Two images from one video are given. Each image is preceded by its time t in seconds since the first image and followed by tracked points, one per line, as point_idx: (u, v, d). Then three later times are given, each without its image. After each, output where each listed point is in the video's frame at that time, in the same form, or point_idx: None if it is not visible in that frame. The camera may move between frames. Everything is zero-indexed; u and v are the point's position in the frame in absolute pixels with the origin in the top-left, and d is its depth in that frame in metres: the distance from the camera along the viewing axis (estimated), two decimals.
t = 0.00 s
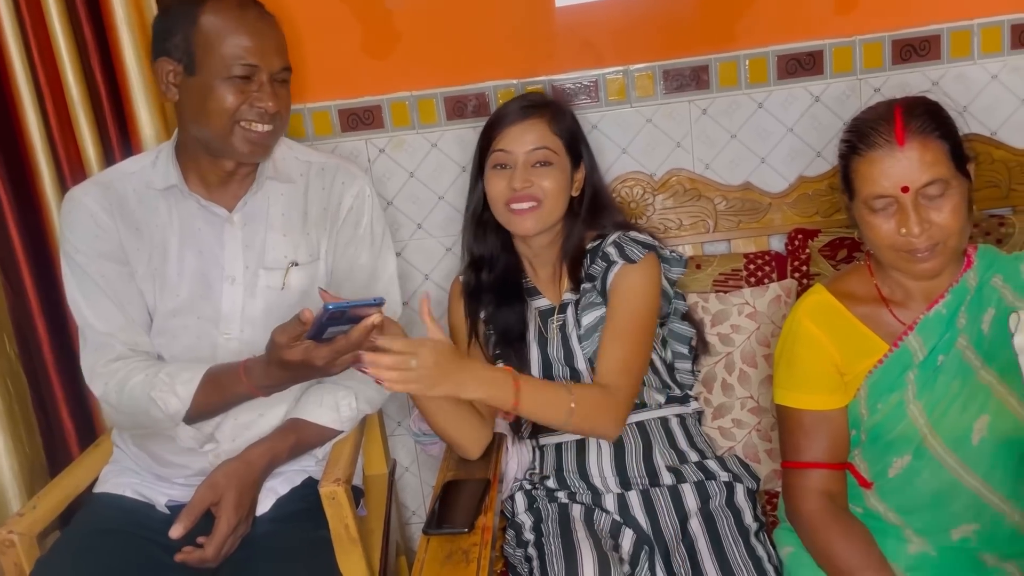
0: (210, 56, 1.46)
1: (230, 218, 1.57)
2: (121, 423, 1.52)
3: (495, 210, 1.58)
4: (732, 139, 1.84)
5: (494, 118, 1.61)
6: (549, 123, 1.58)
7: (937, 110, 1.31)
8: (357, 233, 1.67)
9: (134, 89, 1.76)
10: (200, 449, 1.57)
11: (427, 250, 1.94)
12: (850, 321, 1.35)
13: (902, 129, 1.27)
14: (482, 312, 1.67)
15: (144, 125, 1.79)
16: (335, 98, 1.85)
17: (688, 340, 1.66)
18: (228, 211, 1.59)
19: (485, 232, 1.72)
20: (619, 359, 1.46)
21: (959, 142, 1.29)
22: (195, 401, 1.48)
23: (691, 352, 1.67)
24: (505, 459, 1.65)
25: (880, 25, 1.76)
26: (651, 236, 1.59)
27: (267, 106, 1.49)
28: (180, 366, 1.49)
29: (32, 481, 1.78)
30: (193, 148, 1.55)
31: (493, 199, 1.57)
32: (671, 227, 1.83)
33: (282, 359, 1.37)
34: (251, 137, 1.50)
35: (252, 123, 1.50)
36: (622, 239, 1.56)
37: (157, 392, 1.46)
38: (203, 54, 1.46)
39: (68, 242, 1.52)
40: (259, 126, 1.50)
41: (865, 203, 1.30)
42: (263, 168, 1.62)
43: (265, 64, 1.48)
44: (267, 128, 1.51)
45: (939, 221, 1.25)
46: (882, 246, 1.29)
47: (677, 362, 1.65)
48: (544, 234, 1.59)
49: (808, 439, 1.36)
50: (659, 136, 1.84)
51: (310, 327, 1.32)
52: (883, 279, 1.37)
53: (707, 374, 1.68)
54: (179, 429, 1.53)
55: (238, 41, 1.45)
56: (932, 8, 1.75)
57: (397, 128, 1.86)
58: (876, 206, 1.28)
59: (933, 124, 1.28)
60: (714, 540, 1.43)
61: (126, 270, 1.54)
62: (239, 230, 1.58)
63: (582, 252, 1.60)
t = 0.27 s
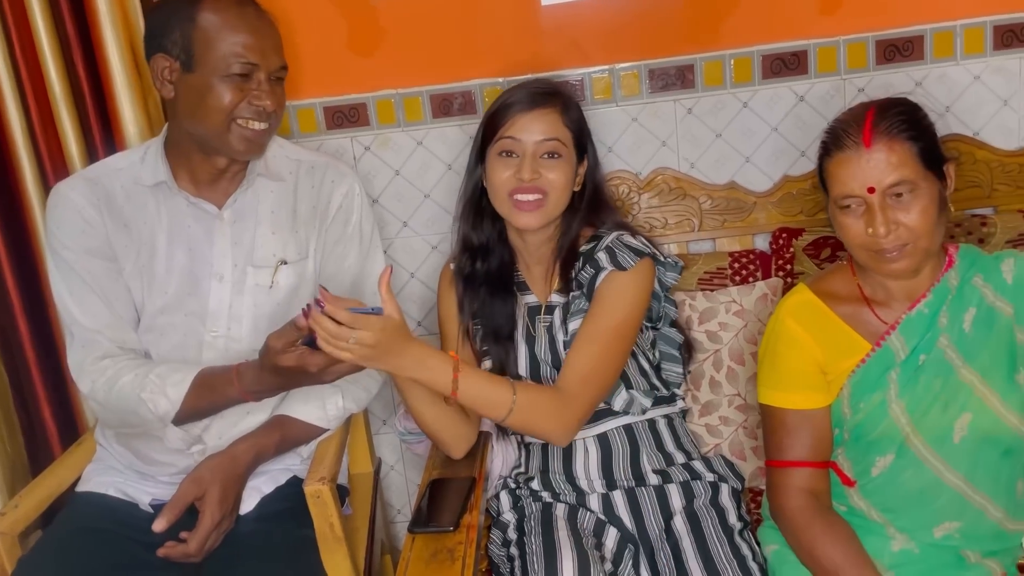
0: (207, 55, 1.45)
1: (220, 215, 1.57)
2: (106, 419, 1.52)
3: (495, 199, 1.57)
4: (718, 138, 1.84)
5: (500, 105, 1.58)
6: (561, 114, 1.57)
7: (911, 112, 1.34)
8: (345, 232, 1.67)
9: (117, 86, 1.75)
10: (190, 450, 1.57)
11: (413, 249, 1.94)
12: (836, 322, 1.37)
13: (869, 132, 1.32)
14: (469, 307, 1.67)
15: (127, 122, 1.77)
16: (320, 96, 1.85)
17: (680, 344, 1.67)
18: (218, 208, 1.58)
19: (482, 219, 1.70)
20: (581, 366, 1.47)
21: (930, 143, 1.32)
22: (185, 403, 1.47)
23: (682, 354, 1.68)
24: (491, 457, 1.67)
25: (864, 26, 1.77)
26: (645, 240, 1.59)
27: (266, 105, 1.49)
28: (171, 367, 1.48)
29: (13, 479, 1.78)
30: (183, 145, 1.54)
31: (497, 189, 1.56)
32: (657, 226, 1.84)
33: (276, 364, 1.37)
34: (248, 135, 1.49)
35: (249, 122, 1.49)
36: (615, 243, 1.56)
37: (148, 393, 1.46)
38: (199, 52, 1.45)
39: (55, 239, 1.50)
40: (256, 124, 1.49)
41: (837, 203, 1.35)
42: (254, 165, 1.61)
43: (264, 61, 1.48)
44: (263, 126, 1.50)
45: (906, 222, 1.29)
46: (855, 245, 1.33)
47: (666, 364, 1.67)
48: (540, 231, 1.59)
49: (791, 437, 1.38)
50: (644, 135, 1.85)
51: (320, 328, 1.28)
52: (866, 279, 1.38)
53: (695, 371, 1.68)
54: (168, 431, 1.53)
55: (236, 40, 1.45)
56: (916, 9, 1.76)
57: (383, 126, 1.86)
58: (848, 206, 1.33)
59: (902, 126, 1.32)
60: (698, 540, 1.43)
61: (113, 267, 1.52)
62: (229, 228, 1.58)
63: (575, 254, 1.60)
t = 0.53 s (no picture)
0: (182, 52, 1.43)
1: (198, 212, 1.56)
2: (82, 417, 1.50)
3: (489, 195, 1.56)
4: (695, 138, 1.85)
5: (499, 99, 1.54)
6: (557, 110, 1.52)
7: (880, 113, 1.36)
8: (324, 230, 1.66)
9: (92, 82, 1.73)
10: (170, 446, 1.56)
11: (391, 247, 1.94)
12: (807, 320, 1.39)
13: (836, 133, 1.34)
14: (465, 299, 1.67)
15: (102, 119, 1.75)
16: (297, 93, 1.84)
17: (667, 348, 1.65)
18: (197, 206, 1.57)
19: (482, 210, 1.68)
20: (587, 374, 1.46)
21: (898, 144, 1.34)
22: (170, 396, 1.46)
23: (668, 360, 1.66)
24: (469, 455, 1.67)
25: (840, 27, 1.78)
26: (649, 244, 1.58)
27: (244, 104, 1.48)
28: (155, 359, 1.47)
29: None
30: (162, 139, 1.52)
31: (490, 184, 1.54)
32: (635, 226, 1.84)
33: (269, 349, 1.35)
34: (224, 133, 1.49)
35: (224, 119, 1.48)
36: (621, 246, 1.55)
37: (133, 384, 1.44)
38: (176, 48, 1.44)
39: (32, 234, 1.48)
40: (232, 121, 1.49)
41: (806, 202, 1.37)
42: (234, 162, 1.60)
43: (239, 59, 1.47)
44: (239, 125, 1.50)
45: (872, 225, 1.31)
46: (822, 245, 1.36)
47: (652, 366, 1.65)
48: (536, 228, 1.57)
49: (765, 436, 1.38)
50: (622, 134, 1.86)
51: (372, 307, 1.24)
52: (838, 279, 1.40)
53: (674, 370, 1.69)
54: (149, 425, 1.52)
55: (212, 37, 1.43)
56: (891, 10, 1.77)
57: (360, 123, 1.85)
58: (816, 206, 1.36)
59: (869, 127, 1.34)
60: (676, 540, 1.44)
61: (92, 263, 1.51)
62: (207, 225, 1.57)
63: (577, 255, 1.59)
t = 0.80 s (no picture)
0: (154, 59, 1.41)
1: (167, 211, 1.54)
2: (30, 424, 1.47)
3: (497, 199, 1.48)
4: (666, 138, 1.86)
5: (495, 99, 1.45)
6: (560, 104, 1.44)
7: (845, 117, 1.37)
8: (297, 228, 1.66)
9: (57, 77, 1.71)
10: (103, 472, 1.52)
11: (361, 245, 1.92)
12: (774, 320, 1.40)
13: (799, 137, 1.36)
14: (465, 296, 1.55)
15: (67, 114, 1.73)
16: (267, 89, 1.82)
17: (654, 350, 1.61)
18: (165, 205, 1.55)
19: (478, 206, 1.57)
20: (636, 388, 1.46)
21: (861, 148, 1.36)
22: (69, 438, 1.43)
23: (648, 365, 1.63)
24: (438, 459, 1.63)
25: (809, 29, 1.80)
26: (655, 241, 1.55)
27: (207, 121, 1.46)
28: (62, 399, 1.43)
29: None
30: (130, 140, 1.49)
31: (497, 186, 1.47)
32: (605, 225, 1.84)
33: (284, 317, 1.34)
34: (187, 145, 1.47)
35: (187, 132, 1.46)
36: (631, 244, 1.52)
37: (29, 423, 1.41)
38: (147, 47, 1.41)
39: None
40: (196, 134, 1.47)
41: (770, 203, 1.40)
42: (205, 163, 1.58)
43: (209, 76, 1.44)
44: (202, 136, 1.47)
45: (832, 228, 1.34)
46: (786, 244, 1.38)
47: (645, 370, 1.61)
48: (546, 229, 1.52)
49: (733, 435, 1.39)
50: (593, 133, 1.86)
51: (512, 321, 1.17)
52: (805, 281, 1.42)
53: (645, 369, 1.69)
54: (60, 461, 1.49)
55: (186, 50, 1.41)
56: (859, 14, 1.79)
57: (331, 120, 1.84)
58: (779, 206, 1.38)
59: (832, 131, 1.36)
60: (647, 539, 1.45)
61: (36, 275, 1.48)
62: (175, 225, 1.55)
63: (585, 254, 1.54)
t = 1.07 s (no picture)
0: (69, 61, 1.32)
1: (92, 211, 1.48)
2: None
3: (503, 204, 1.41)
4: (617, 139, 1.87)
5: (505, 104, 1.38)
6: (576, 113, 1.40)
7: (794, 121, 1.40)
8: (231, 226, 1.60)
9: None
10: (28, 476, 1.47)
11: (308, 242, 1.89)
12: (725, 321, 1.42)
13: (753, 139, 1.37)
14: (458, 302, 1.46)
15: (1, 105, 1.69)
16: (212, 82, 1.78)
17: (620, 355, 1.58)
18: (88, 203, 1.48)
19: (471, 209, 1.50)
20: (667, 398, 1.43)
21: (812, 151, 1.39)
22: None
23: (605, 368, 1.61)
24: (388, 455, 1.65)
25: (758, 32, 1.82)
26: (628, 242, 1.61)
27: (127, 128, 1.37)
28: None
29: None
30: (52, 143, 1.42)
31: (503, 191, 1.40)
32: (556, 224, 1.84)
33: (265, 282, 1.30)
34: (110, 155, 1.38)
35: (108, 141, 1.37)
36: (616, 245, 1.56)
37: None
38: (61, 50, 1.33)
39: None
40: (119, 142, 1.38)
41: (723, 205, 1.41)
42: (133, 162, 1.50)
43: (130, 86, 1.36)
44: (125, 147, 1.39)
45: (785, 228, 1.36)
46: (738, 245, 1.40)
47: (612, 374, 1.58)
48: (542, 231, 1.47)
49: (682, 433, 1.41)
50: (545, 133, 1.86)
51: (592, 357, 1.26)
52: (755, 280, 1.44)
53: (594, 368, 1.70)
54: None
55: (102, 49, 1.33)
56: (805, 18, 1.82)
57: (278, 115, 1.81)
58: (732, 208, 1.40)
59: (784, 134, 1.37)
60: (599, 540, 1.44)
61: None
62: (102, 224, 1.48)
63: (569, 257, 1.54)
